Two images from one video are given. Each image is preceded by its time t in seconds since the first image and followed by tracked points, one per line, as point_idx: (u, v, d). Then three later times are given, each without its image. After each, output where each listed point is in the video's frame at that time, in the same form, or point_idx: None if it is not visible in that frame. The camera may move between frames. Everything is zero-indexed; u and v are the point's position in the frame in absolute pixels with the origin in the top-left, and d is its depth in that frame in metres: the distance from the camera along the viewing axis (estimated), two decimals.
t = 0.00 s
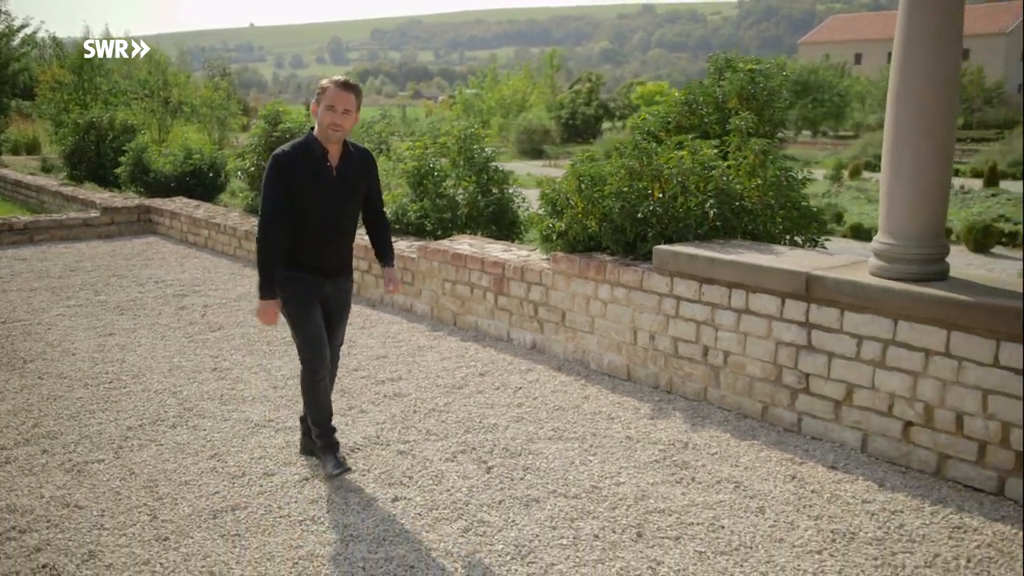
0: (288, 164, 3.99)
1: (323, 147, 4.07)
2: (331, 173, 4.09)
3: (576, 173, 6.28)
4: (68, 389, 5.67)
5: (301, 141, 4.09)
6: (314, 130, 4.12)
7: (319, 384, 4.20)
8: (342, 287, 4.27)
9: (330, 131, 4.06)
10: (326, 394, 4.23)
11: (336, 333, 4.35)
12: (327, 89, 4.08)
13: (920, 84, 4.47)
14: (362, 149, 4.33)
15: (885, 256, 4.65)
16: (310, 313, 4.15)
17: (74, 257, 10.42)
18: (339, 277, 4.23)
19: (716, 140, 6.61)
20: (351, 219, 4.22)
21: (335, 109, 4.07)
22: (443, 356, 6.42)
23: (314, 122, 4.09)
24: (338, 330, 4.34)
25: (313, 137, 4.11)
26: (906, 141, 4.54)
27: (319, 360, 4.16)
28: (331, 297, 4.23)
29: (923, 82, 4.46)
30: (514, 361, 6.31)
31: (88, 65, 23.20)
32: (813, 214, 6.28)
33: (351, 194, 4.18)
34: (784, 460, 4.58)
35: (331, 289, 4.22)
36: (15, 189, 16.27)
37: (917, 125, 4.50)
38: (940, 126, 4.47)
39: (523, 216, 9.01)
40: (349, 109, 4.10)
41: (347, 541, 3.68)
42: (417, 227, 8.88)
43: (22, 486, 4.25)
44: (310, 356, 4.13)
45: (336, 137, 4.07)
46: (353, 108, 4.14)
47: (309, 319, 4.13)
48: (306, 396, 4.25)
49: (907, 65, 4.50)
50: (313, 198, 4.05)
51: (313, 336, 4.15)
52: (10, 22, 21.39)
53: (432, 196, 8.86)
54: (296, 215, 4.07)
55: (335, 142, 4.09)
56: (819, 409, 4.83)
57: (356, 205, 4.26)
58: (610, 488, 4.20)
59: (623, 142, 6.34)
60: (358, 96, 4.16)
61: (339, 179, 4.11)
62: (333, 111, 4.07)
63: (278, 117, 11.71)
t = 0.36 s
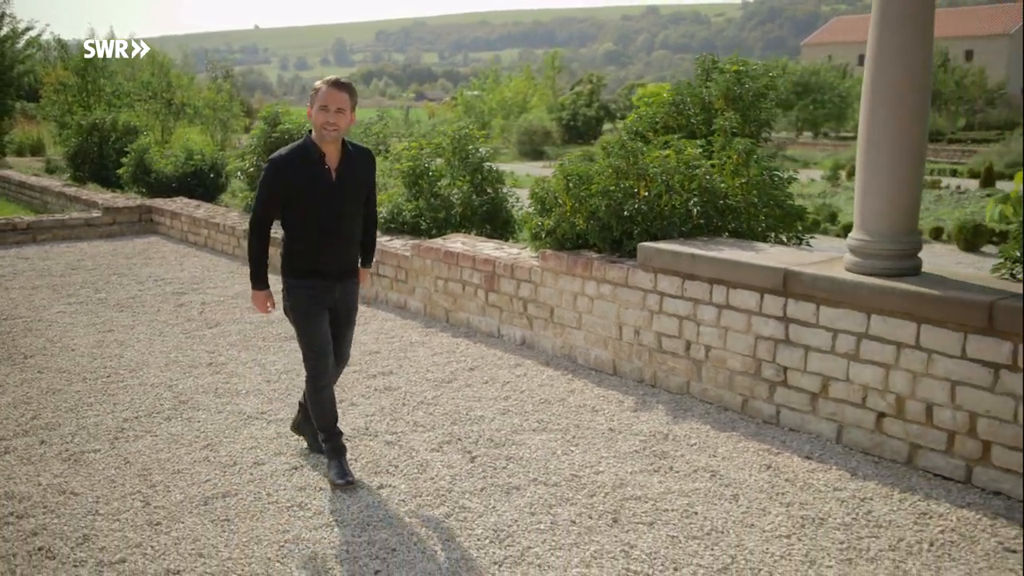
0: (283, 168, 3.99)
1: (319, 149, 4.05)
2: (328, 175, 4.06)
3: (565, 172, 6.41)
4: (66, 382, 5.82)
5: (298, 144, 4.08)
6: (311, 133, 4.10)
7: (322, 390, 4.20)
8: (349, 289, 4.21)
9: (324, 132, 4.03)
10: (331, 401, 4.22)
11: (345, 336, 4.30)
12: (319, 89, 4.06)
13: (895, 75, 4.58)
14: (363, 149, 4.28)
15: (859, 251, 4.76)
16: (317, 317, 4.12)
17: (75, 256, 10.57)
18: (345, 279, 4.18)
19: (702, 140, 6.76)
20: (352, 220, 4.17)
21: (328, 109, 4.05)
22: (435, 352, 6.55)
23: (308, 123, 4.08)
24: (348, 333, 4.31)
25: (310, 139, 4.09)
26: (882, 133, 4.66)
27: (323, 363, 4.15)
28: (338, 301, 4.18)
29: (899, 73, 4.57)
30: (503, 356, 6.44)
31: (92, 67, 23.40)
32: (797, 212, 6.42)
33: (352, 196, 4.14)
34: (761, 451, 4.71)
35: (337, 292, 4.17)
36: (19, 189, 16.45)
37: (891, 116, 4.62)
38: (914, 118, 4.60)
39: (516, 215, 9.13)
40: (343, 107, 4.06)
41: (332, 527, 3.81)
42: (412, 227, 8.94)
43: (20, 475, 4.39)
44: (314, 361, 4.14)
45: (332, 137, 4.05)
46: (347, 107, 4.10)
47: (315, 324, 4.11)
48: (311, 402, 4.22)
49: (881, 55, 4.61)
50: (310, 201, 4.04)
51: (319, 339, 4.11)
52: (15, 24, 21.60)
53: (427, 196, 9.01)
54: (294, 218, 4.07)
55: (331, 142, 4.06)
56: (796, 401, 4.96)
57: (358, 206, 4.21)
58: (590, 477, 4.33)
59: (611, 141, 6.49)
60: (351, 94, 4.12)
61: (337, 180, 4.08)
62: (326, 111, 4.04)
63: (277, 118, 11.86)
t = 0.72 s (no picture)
0: (265, 162, 4.05)
1: (299, 140, 4.12)
2: (309, 166, 4.12)
3: (543, 168, 6.54)
4: (52, 375, 5.94)
5: (278, 137, 4.14)
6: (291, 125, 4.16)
7: (303, 384, 4.26)
8: (342, 279, 4.26)
9: (303, 122, 4.09)
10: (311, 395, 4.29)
11: (350, 322, 4.28)
12: (296, 80, 4.12)
13: (858, 69, 4.71)
14: (342, 141, 4.35)
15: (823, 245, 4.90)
16: (307, 311, 4.18)
17: (65, 253, 10.67)
18: (335, 270, 4.24)
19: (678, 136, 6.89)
20: (337, 210, 4.22)
21: (305, 99, 4.11)
22: (416, 345, 6.68)
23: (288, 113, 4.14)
24: (352, 317, 4.28)
25: (290, 131, 4.16)
26: (845, 125, 4.79)
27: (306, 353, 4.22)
28: (330, 292, 4.23)
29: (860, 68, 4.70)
30: (481, 349, 6.57)
31: (84, 65, 23.45)
32: (771, 208, 6.55)
33: (333, 184, 4.19)
34: (727, 440, 4.84)
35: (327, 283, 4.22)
36: (11, 187, 16.52)
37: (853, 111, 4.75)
38: (876, 112, 4.75)
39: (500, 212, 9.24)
40: (321, 96, 4.12)
41: (307, 511, 3.95)
42: (396, 223, 9.15)
43: (4, 462, 4.51)
44: (296, 356, 4.22)
45: (312, 126, 4.11)
46: (325, 96, 4.16)
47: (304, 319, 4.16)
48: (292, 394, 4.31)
49: (844, 50, 4.73)
50: (292, 191, 4.09)
51: (301, 330, 4.17)
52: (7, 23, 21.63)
53: (412, 194, 9.18)
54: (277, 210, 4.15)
55: (311, 132, 4.12)
56: (763, 392, 5.10)
57: (342, 195, 4.27)
58: (559, 463, 4.46)
59: (589, 138, 6.61)
60: (328, 82, 4.18)
61: (318, 170, 4.14)
62: (305, 101, 4.11)
63: (266, 117, 11.97)
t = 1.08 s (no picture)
0: (266, 165, 3.99)
1: (301, 143, 4.06)
2: (311, 169, 4.07)
3: (531, 168, 6.65)
4: (50, 370, 6.07)
5: (279, 140, 4.08)
6: (291, 128, 4.11)
7: (296, 380, 4.31)
8: (338, 282, 4.21)
9: (303, 123, 4.03)
10: (303, 390, 4.35)
11: (344, 322, 4.25)
12: (292, 82, 4.06)
13: (834, 69, 4.81)
14: (345, 145, 4.29)
15: (802, 243, 4.99)
16: (301, 313, 4.15)
17: (66, 252, 10.81)
18: (332, 273, 4.19)
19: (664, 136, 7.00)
20: (336, 213, 4.18)
21: (303, 100, 4.05)
22: (407, 342, 6.79)
23: (286, 116, 4.08)
24: (346, 317, 4.25)
25: (290, 134, 4.10)
26: (822, 124, 4.88)
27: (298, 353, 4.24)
28: (326, 295, 4.19)
29: (835, 58, 4.80)
30: (471, 346, 6.68)
31: (88, 65, 23.65)
32: (756, 206, 6.65)
33: (334, 188, 4.15)
34: (707, 433, 4.94)
35: (324, 286, 4.17)
36: (15, 187, 16.70)
37: (828, 101, 4.84)
38: (851, 102, 4.83)
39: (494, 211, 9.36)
40: (318, 96, 4.06)
41: (291, 500, 4.07)
42: (391, 222, 9.27)
43: None
44: (291, 355, 4.23)
45: (312, 127, 4.05)
46: (322, 96, 4.09)
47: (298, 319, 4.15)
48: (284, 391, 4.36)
49: (820, 52, 4.84)
50: (292, 194, 4.04)
51: (294, 330, 4.17)
52: (13, 25, 21.83)
53: (407, 194, 9.30)
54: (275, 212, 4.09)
55: (312, 134, 4.06)
56: (742, 386, 5.20)
57: (343, 199, 4.22)
58: (540, 455, 4.57)
59: (576, 138, 6.72)
60: (325, 82, 4.11)
61: (319, 174, 4.09)
62: (302, 102, 4.05)
63: (265, 117, 12.11)
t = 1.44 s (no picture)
0: (277, 162, 3.99)
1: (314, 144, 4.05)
2: (322, 170, 4.06)
3: (512, 167, 6.76)
4: (38, 365, 6.17)
5: (292, 139, 4.07)
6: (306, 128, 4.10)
7: (283, 377, 4.38)
8: (337, 285, 4.19)
9: (318, 124, 4.01)
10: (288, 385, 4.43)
11: (339, 326, 4.24)
12: (308, 83, 4.04)
13: (803, 66, 4.92)
14: (360, 150, 4.28)
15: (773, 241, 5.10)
16: (296, 313, 4.17)
17: (58, 250, 10.89)
18: (333, 275, 4.17)
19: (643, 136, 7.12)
20: (343, 215, 4.16)
21: (318, 101, 4.03)
22: (392, 338, 6.89)
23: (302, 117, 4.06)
24: (341, 323, 4.23)
25: (306, 135, 4.09)
26: (791, 120, 4.99)
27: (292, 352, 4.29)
28: (325, 297, 4.18)
29: (806, 50, 4.90)
30: (453, 342, 6.79)
31: (83, 64, 23.72)
32: (733, 206, 6.78)
33: (344, 189, 4.12)
34: (679, 426, 5.06)
35: (323, 287, 4.17)
36: (9, 186, 16.77)
37: (799, 94, 4.94)
38: (820, 99, 4.94)
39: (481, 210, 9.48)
40: (333, 97, 4.03)
41: (270, 489, 4.18)
42: (379, 221, 9.38)
43: None
44: (285, 355, 4.28)
45: (326, 129, 4.02)
46: (338, 97, 4.07)
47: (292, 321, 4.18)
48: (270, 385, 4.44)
49: (789, 50, 4.95)
50: (299, 192, 4.03)
51: (289, 333, 4.20)
52: (8, 25, 21.91)
53: (395, 193, 9.41)
54: (282, 209, 4.08)
55: (326, 135, 4.04)
56: (715, 380, 5.31)
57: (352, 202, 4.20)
58: (514, 447, 4.68)
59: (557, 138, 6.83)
60: (342, 84, 4.09)
61: (330, 175, 4.08)
62: (317, 103, 4.03)
63: (256, 117, 12.21)
